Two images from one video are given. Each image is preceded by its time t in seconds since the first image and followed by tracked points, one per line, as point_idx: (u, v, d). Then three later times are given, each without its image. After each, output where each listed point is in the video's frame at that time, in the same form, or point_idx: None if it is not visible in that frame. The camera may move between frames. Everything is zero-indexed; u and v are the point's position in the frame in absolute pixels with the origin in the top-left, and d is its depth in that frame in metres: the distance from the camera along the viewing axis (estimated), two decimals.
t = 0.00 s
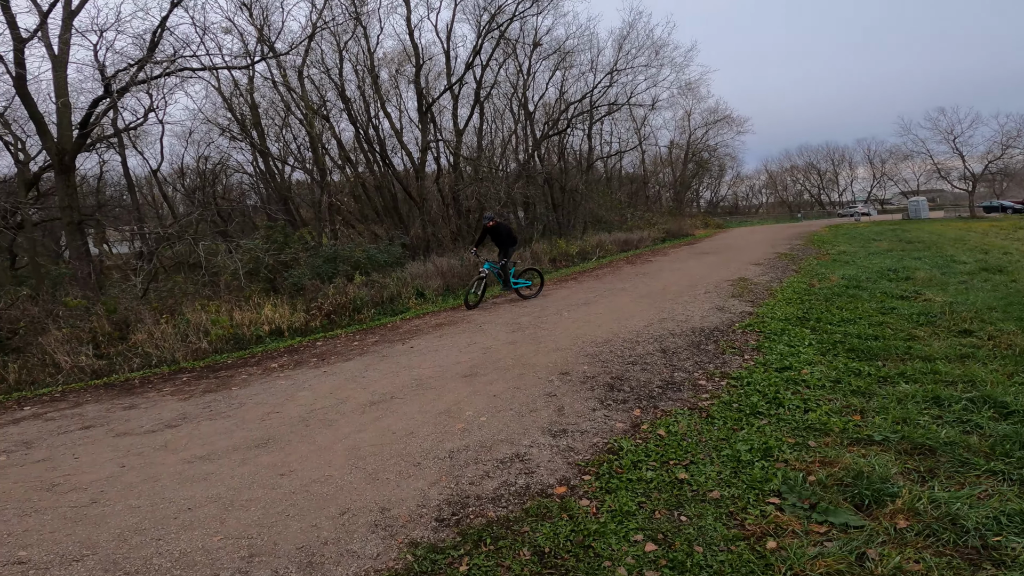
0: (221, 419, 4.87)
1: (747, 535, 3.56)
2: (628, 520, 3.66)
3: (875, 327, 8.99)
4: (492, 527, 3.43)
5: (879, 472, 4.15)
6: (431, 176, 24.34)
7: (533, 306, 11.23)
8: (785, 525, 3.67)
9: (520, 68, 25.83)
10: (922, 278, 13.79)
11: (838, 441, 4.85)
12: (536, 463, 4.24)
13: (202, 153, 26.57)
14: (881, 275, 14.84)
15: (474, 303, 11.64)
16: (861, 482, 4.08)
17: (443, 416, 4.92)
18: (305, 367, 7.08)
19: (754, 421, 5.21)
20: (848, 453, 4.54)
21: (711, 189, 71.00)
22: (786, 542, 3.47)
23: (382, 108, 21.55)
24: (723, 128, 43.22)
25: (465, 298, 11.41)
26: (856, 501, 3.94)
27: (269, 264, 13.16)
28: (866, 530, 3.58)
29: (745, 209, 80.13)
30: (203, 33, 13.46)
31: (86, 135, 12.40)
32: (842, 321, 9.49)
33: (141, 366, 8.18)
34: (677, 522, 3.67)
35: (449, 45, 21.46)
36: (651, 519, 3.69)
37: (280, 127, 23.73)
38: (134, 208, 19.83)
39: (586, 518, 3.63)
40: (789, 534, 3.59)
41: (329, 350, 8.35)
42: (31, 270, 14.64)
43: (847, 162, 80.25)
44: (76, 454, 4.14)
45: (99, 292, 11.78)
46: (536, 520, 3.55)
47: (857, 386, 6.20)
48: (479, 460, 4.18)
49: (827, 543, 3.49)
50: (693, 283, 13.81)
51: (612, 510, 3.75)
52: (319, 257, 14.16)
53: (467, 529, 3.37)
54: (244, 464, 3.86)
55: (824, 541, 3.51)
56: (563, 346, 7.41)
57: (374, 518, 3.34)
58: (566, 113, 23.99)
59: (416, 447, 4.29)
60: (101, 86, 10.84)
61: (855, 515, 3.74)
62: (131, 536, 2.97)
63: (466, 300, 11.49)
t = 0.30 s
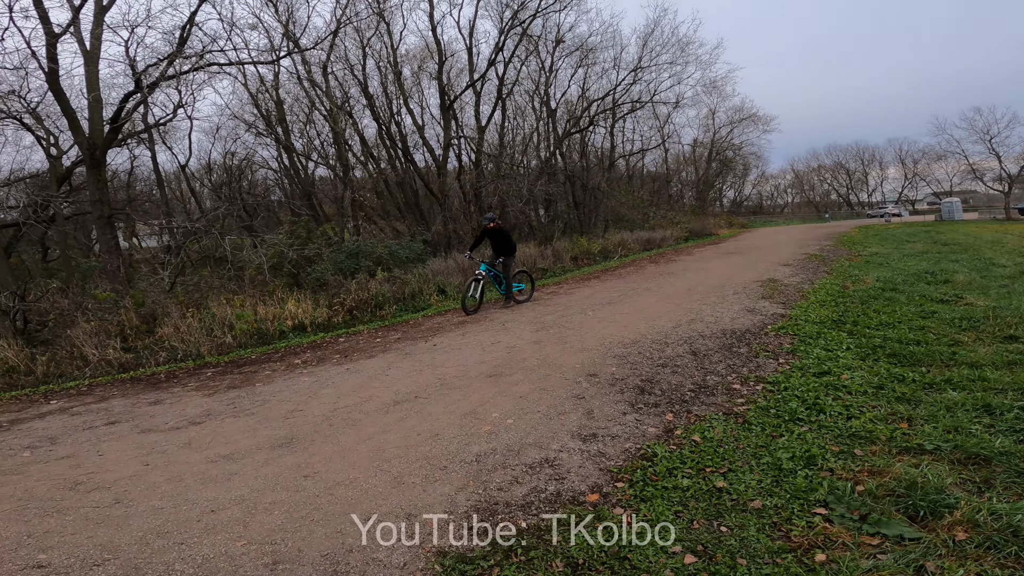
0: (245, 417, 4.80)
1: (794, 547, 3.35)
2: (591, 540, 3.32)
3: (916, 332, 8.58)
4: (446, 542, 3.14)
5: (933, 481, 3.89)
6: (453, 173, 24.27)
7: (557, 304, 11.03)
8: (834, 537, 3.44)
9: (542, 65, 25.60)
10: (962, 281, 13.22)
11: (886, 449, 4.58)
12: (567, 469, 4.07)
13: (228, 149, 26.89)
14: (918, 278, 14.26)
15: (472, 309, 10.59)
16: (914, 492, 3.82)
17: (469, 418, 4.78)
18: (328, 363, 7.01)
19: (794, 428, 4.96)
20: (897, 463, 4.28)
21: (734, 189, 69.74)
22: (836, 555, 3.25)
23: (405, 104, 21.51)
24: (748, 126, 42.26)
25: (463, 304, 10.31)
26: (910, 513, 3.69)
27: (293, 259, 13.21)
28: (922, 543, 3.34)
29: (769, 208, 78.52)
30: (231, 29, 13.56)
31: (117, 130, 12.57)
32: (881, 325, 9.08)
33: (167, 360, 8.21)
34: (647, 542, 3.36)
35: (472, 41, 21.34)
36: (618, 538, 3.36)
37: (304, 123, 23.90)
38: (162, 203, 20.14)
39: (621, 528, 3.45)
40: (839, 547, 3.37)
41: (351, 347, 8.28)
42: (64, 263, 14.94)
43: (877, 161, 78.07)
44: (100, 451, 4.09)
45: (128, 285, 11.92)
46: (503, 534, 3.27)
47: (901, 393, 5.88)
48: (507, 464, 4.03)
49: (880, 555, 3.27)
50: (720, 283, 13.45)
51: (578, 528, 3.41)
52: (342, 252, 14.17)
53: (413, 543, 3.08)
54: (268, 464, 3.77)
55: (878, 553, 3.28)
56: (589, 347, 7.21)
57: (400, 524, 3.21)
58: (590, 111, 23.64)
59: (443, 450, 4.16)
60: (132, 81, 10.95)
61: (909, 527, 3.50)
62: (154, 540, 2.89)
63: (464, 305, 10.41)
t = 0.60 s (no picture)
0: (280, 411, 4.72)
1: (866, 553, 3.12)
2: (591, 540, 3.14)
3: (972, 332, 8.12)
4: (446, 542, 2.98)
5: (1013, 484, 3.59)
6: (478, 167, 24.12)
7: (588, 299, 10.80)
8: (908, 543, 3.18)
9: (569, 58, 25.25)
10: (1014, 280, 12.54)
11: (954, 452, 4.26)
12: (614, 471, 3.88)
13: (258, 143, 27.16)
14: (966, 276, 13.59)
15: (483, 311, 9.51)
16: (993, 497, 3.52)
17: (508, 415, 4.62)
18: (360, 356, 6.92)
19: (852, 430, 4.66)
20: (969, 466, 3.97)
21: (763, 184, 68.12)
22: (912, 563, 3.00)
23: (431, 98, 21.40)
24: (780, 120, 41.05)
25: (475, 303, 9.25)
26: (988, 518, 3.40)
27: (322, 251, 13.23)
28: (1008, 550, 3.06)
29: (799, 204, 76.55)
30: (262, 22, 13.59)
31: (152, 123, 12.73)
32: (932, 325, 8.62)
33: (201, 351, 8.23)
34: (649, 542, 3.17)
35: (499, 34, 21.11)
36: (618, 539, 3.17)
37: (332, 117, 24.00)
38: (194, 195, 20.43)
39: (677, 533, 3.25)
40: (915, 554, 3.12)
41: (382, 340, 8.19)
42: (101, 255, 15.24)
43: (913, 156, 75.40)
44: (138, 446, 4.03)
45: (163, 275, 12.07)
46: (504, 532, 3.10)
47: (963, 395, 5.51)
48: (551, 465, 3.87)
49: (962, 562, 3.02)
50: (756, 280, 13.01)
51: (578, 528, 3.23)
52: (370, 245, 14.16)
53: (413, 542, 2.93)
54: (306, 461, 3.68)
55: (958, 560, 3.03)
56: (626, 343, 6.97)
57: (444, 528, 3.08)
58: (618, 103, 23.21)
59: (483, 449, 4.00)
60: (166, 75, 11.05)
61: (991, 533, 3.22)
62: (195, 542, 2.79)
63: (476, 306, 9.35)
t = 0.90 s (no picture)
0: (321, 404, 4.69)
1: (952, 561, 2.83)
2: (590, 541, 2.97)
3: None
4: (446, 542, 2.85)
5: None
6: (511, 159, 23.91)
7: (626, 292, 10.51)
8: (1001, 553, 2.87)
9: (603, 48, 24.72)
10: None
11: None
12: (668, 473, 3.66)
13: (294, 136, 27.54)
14: None
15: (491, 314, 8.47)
16: None
17: (551, 413, 4.47)
18: (397, 349, 6.86)
19: (923, 435, 4.30)
20: None
21: (802, 179, 65.87)
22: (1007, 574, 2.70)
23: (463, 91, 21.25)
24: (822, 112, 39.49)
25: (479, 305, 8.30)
26: None
27: (357, 243, 13.28)
28: None
29: (840, 198, 73.78)
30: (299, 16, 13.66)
31: (193, 117, 12.95)
32: (999, 325, 8.03)
33: (241, 342, 8.31)
34: (649, 543, 3.01)
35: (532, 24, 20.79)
36: (618, 540, 3.01)
37: (366, 110, 24.14)
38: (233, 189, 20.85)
39: (740, 540, 3.03)
40: (1007, 563, 2.81)
41: (418, 332, 8.12)
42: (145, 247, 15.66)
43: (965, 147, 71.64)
44: (181, 439, 4.00)
45: (204, 267, 12.28)
46: (504, 532, 2.95)
47: None
48: (599, 467, 3.69)
49: None
50: (802, 276, 12.46)
51: (578, 529, 3.06)
52: (404, 237, 14.16)
53: (412, 543, 2.81)
54: (348, 458, 3.63)
55: None
56: (671, 338, 6.72)
57: (493, 533, 2.95)
58: (653, 95, 22.58)
59: (527, 449, 3.91)
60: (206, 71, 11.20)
61: None
62: (240, 544, 2.71)
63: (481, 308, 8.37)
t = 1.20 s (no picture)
0: (360, 398, 4.63)
1: None
2: (589, 541, 2.78)
3: None
4: (446, 542, 2.72)
5: None
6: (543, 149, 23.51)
7: (667, 283, 10.14)
8: None
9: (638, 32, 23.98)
10: None
11: None
12: (729, 476, 3.37)
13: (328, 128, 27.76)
14: None
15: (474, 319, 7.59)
16: None
17: (597, 410, 4.29)
18: (434, 340, 6.75)
19: (1008, 434, 3.86)
20: None
21: (845, 168, 63.21)
22: None
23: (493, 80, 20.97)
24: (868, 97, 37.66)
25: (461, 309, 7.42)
26: None
27: (391, 232, 13.23)
28: None
29: (886, 188, 70.59)
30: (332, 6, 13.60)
31: (231, 109, 13.07)
32: None
33: (280, 332, 8.31)
34: (648, 543, 2.78)
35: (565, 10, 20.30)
36: (618, 540, 2.79)
37: (398, 101, 24.10)
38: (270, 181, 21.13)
39: (815, 550, 2.73)
40: None
41: (455, 322, 7.98)
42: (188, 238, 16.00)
43: None
44: (223, 434, 3.91)
45: (244, 257, 12.41)
46: (504, 532, 2.79)
47: None
48: (653, 469, 3.44)
49: None
50: (853, 266, 11.81)
51: (577, 529, 2.86)
52: (437, 227, 14.05)
53: (412, 543, 2.70)
54: (388, 456, 3.58)
55: None
56: (719, 331, 6.38)
57: (543, 540, 2.76)
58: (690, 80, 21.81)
59: (575, 447, 3.74)
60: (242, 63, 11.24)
61: None
62: (281, 548, 2.59)
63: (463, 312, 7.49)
